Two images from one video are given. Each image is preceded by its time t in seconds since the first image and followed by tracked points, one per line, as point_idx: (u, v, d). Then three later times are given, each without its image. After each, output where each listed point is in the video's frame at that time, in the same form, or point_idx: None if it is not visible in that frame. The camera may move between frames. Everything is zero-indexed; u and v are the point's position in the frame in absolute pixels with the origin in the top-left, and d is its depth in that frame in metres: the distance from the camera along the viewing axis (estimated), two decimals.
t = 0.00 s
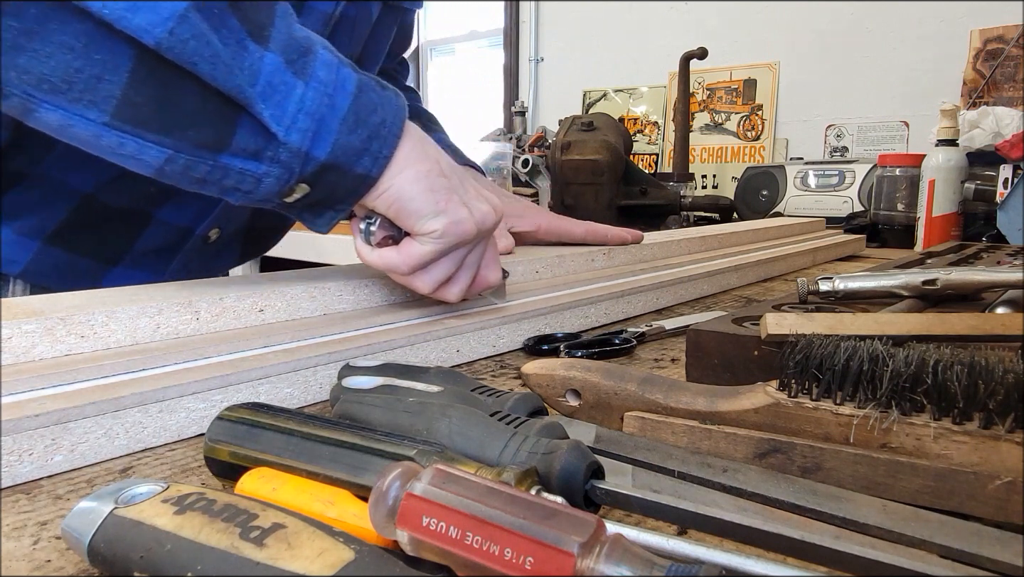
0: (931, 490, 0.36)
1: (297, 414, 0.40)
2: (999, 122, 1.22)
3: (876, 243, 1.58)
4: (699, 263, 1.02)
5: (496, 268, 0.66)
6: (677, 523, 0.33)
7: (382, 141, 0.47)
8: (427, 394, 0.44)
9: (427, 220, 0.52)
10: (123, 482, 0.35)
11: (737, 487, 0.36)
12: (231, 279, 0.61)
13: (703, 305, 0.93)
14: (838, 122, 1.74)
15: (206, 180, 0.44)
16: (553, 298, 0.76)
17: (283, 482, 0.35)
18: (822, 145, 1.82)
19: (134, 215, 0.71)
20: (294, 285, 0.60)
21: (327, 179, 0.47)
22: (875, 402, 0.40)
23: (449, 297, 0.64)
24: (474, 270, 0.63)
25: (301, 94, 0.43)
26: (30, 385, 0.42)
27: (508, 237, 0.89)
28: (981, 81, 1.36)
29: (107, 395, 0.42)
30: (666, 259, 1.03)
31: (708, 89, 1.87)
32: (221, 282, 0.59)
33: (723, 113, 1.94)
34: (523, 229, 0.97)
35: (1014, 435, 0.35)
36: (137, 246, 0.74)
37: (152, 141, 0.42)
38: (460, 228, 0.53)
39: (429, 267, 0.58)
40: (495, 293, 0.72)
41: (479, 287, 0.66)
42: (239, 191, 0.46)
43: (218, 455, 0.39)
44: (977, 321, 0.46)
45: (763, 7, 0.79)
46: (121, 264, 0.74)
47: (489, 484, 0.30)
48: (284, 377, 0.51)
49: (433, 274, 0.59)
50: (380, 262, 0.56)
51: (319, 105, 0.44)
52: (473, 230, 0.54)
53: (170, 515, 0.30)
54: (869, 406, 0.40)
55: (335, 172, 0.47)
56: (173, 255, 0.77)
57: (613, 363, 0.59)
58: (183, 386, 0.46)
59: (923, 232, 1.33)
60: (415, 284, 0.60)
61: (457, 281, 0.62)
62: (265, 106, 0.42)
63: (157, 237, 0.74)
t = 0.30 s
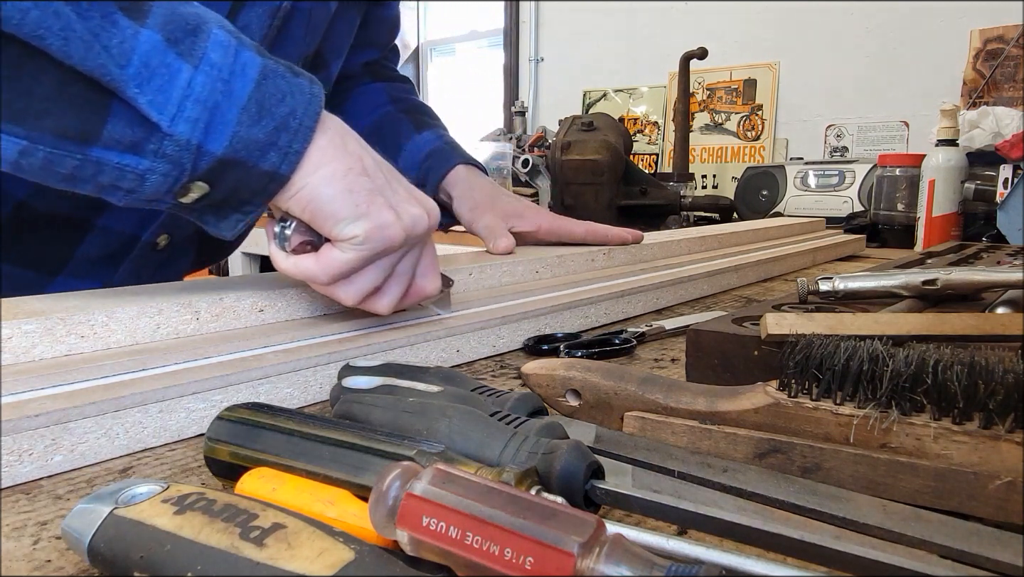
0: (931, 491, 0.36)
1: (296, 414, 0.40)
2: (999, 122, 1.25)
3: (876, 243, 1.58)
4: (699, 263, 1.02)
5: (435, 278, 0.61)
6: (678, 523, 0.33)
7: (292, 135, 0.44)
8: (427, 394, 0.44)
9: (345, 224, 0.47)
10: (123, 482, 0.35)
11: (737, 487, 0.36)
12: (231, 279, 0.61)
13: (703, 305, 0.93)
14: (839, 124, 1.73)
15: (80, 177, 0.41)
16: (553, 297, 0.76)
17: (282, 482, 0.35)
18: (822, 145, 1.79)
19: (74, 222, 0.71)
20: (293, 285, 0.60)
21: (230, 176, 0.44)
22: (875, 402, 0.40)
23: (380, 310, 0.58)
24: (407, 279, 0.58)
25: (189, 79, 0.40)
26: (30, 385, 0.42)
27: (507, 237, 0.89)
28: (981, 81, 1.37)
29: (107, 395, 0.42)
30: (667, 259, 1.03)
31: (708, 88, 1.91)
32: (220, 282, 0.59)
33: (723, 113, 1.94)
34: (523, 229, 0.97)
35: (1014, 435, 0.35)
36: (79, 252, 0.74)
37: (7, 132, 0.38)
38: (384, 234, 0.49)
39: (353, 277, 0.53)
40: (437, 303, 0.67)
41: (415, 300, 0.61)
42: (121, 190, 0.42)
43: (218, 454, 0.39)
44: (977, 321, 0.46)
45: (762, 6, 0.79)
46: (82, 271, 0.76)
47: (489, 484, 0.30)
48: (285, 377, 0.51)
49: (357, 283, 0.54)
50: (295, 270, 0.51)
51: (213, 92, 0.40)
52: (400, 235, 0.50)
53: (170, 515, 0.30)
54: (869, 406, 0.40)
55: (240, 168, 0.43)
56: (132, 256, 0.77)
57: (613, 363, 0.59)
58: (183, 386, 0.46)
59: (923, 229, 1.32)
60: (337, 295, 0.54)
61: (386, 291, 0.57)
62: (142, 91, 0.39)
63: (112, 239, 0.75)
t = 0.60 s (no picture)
0: (931, 490, 0.36)
1: (296, 414, 0.40)
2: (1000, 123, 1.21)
3: (876, 243, 1.57)
4: (698, 263, 1.02)
5: (365, 290, 0.56)
6: (678, 523, 0.33)
7: (179, 129, 0.40)
8: (427, 394, 0.44)
9: (246, 231, 0.43)
10: (123, 482, 0.35)
11: (737, 487, 0.36)
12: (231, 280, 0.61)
13: (703, 305, 0.93)
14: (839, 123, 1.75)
15: None
16: (553, 297, 0.76)
17: (282, 482, 0.34)
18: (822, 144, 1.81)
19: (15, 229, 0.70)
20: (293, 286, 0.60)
21: (103, 175, 0.40)
22: (875, 402, 0.40)
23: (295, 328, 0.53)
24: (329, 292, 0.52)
25: (43, 61, 0.35)
26: (29, 385, 0.42)
27: (506, 237, 0.89)
28: (981, 81, 1.36)
29: (107, 394, 0.42)
30: (667, 259, 1.03)
31: (707, 89, 1.91)
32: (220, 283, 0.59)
33: (722, 113, 1.95)
34: (523, 229, 0.97)
35: (1014, 435, 0.35)
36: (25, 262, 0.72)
37: None
38: (292, 242, 0.44)
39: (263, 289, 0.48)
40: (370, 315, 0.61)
41: (340, 313, 0.56)
42: None
43: (218, 454, 0.39)
44: (978, 321, 0.46)
45: (761, 6, 0.79)
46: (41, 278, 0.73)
47: (488, 484, 0.30)
48: (285, 377, 0.51)
49: (267, 300, 0.48)
50: (193, 278, 0.46)
51: (74, 77, 0.36)
52: (313, 244, 0.45)
53: (170, 515, 0.30)
54: (869, 406, 0.40)
55: (114, 166, 0.40)
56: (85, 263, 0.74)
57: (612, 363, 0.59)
58: (183, 386, 0.46)
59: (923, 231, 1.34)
60: (244, 312, 0.49)
61: (304, 305, 0.52)
62: None
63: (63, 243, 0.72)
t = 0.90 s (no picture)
0: (931, 490, 0.36)
1: (296, 414, 0.40)
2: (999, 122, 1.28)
3: (876, 243, 1.57)
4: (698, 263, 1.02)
5: (290, 301, 0.49)
6: (677, 523, 0.33)
7: (50, 121, 0.34)
8: (427, 394, 0.44)
9: (135, 237, 0.36)
10: (123, 481, 0.35)
11: (737, 487, 0.36)
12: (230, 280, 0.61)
13: (703, 305, 0.93)
14: (840, 125, 1.72)
15: None
16: (553, 298, 0.76)
17: (282, 482, 0.34)
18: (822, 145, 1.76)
19: None
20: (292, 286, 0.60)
21: None
22: (875, 402, 0.40)
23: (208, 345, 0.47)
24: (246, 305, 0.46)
25: None
26: (28, 385, 0.42)
27: (507, 237, 0.89)
28: (981, 81, 1.43)
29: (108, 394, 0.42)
30: (666, 258, 1.02)
31: (708, 89, 1.91)
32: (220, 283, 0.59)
33: (722, 113, 1.91)
34: (523, 229, 0.97)
35: (1014, 435, 0.35)
36: None
37: None
38: (194, 250, 0.37)
39: (163, 302, 0.41)
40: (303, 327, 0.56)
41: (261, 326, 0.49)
42: None
43: (218, 455, 0.39)
44: (978, 321, 0.46)
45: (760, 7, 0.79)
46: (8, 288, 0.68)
47: (488, 484, 0.30)
48: (284, 377, 0.51)
49: (168, 316, 0.42)
50: (79, 289, 0.39)
51: None
52: (219, 253, 0.39)
53: (170, 514, 0.30)
54: (869, 406, 0.40)
55: None
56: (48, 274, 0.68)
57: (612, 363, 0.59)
58: (183, 386, 0.46)
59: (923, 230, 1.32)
60: (143, 328, 0.43)
61: (215, 319, 0.44)
62: None
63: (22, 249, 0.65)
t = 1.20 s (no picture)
0: (931, 490, 0.36)
1: (295, 414, 0.40)
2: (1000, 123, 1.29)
3: (875, 243, 1.57)
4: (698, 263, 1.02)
5: (209, 312, 0.46)
6: (677, 523, 0.33)
7: None
8: (427, 394, 0.44)
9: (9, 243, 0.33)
10: (123, 482, 0.35)
11: (737, 487, 0.36)
12: (231, 280, 0.61)
13: (703, 305, 0.93)
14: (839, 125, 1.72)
15: None
16: (554, 298, 0.76)
17: (283, 482, 0.34)
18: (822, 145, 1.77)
19: None
20: (292, 285, 0.60)
21: None
22: (875, 402, 0.40)
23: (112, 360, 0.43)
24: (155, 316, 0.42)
25: None
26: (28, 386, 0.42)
27: (506, 237, 0.89)
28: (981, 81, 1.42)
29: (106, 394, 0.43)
30: (667, 258, 1.02)
31: (708, 89, 1.92)
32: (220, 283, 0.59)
33: (722, 113, 1.91)
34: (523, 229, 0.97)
35: (1015, 435, 0.35)
36: None
37: None
38: (79, 256, 0.34)
39: (52, 315, 0.37)
40: (231, 339, 0.52)
41: (176, 337, 0.46)
42: None
43: (218, 454, 0.39)
44: (978, 321, 0.46)
45: (759, 7, 0.79)
46: None
47: (488, 484, 0.30)
48: (284, 377, 0.51)
49: (61, 328, 0.38)
50: None
51: None
52: (111, 260, 0.35)
53: (170, 515, 0.30)
54: (869, 406, 0.40)
55: None
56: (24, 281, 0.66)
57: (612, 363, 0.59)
58: (183, 386, 0.46)
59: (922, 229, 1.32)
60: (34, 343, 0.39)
61: (118, 332, 0.41)
62: None
63: None
